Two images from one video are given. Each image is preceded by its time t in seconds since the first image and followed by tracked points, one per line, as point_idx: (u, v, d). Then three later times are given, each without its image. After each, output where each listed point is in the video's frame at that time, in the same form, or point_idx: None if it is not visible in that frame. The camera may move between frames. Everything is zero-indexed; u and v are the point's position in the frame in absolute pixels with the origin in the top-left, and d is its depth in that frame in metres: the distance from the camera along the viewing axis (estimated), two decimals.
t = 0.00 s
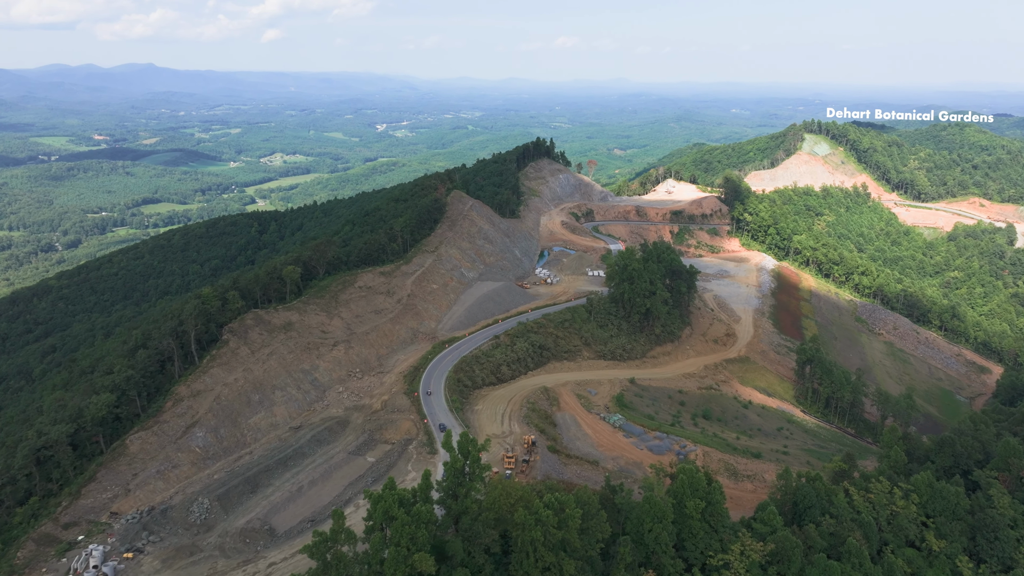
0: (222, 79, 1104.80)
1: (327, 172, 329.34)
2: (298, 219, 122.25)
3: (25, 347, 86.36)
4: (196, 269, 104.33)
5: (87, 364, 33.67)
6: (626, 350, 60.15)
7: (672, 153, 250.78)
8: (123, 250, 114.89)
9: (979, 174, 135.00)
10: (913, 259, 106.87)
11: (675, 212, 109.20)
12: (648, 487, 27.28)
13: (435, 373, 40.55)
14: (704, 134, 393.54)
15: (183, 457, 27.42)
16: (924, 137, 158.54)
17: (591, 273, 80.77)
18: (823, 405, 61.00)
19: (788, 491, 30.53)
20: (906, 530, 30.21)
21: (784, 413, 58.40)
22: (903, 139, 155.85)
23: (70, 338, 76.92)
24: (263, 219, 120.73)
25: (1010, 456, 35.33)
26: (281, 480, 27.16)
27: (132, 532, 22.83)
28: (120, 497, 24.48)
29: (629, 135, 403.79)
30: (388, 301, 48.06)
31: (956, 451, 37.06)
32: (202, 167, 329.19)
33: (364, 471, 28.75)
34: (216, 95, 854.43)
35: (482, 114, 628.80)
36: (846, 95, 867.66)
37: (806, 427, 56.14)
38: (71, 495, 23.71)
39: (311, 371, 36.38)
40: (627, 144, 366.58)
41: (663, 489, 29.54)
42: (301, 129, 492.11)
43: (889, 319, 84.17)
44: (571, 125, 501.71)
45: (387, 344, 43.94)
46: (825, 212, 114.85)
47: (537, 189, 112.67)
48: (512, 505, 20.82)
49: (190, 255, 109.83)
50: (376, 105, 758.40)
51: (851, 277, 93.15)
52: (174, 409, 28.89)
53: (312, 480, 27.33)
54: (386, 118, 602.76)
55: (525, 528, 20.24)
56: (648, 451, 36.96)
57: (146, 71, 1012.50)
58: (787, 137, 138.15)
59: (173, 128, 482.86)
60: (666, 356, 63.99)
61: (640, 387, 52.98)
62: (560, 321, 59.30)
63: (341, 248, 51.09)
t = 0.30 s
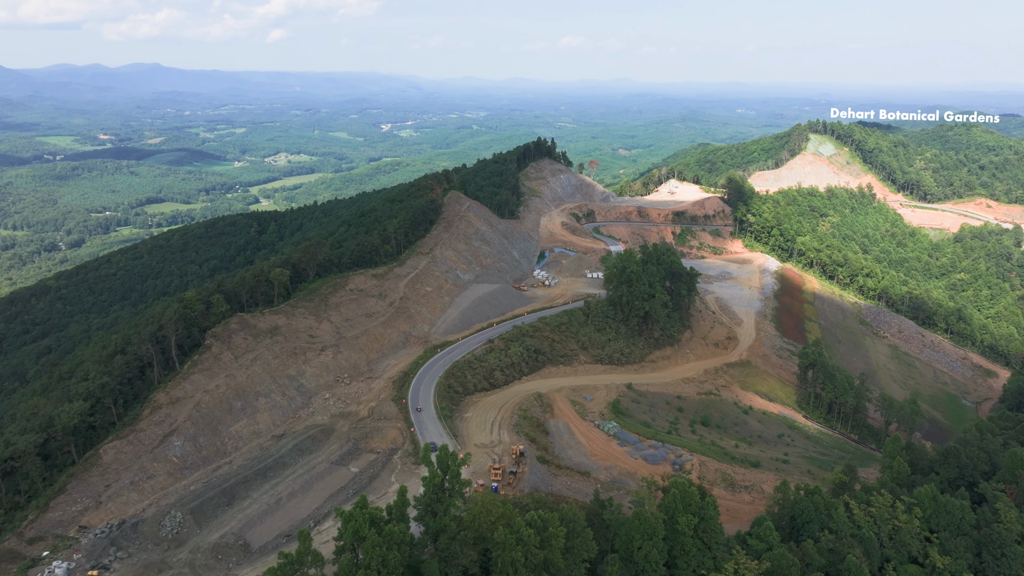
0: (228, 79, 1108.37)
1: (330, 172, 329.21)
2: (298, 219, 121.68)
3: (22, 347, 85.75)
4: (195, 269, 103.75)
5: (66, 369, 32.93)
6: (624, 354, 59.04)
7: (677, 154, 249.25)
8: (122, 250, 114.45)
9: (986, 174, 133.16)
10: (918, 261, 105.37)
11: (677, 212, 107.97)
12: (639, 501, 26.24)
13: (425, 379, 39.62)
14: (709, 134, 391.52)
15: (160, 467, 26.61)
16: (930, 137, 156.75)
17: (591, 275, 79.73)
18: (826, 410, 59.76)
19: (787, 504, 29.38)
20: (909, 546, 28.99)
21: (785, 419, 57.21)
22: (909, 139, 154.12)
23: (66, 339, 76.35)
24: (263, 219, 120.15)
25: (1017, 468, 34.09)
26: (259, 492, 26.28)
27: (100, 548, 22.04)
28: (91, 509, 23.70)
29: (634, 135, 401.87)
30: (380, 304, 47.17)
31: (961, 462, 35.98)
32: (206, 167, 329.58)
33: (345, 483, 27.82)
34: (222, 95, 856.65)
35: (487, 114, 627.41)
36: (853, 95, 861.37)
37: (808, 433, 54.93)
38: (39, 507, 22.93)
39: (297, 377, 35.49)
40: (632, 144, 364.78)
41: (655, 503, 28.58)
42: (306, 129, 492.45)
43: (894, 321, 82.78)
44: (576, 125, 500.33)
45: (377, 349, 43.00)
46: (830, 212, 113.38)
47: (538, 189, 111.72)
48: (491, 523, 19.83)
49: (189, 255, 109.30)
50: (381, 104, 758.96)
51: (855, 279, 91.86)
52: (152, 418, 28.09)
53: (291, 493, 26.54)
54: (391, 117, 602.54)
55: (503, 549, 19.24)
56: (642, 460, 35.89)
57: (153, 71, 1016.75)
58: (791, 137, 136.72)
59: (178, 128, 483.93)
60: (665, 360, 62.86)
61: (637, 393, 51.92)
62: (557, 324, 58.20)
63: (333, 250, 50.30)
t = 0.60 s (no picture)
0: (234, 79, 1112.11)
1: (334, 172, 329.04)
2: (298, 219, 121.13)
3: (19, 347, 85.17)
4: (193, 269, 103.17)
5: (45, 373, 32.18)
6: (622, 358, 57.94)
7: (681, 154, 247.67)
8: (122, 250, 114.04)
9: (994, 175, 131.40)
10: (924, 263, 103.85)
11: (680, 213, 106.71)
12: (630, 515, 25.20)
13: (415, 385, 38.67)
14: (715, 134, 389.21)
15: (134, 478, 25.82)
16: (937, 137, 154.95)
17: (590, 277, 78.69)
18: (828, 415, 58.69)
19: (785, 519, 28.24)
20: (912, 564, 27.83)
21: (787, 425, 56.05)
22: (915, 139, 152.38)
23: (62, 339, 75.75)
24: (262, 219, 119.66)
25: None
26: (236, 506, 25.46)
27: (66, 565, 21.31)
28: (59, 523, 22.94)
29: (639, 135, 399.88)
30: (372, 307, 46.30)
31: (966, 474, 34.77)
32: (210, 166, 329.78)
33: (325, 495, 26.97)
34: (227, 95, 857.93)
35: (492, 114, 625.85)
36: (859, 95, 858.13)
37: (810, 440, 53.74)
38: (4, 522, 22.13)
39: (282, 383, 34.67)
40: (637, 144, 362.75)
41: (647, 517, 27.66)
42: (311, 129, 492.69)
43: (899, 324, 81.43)
44: (580, 125, 498.61)
45: (368, 353, 42.10)
46: (835, 213, 111.86)
47: (538, 189, 110.68)
48: (467, 544, 18.89)
49: (188, 255, 108.81)
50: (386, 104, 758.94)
51: (860, 281, 90.50)
52: (128, 426, 27.34)
53: (269, 505, 25.77)
54: (395, 117, 602.20)
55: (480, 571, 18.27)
56: (636, 470, 34.85)
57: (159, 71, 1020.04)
58: (796, 138, 135.27)
59: (183, 127, 484.66)
60: (664, 364, 61.77)
61: (635, 399, 50.84)
62: (554, 328, 57.15)
63: (324, 251, 49.58)
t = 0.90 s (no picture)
0: (239, 78, 1114.64)
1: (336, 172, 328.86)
2: (297, 219, 120.43)
3: (15, 348, 84.57)
4: (191, 270, 102.55)
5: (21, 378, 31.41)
6: (619, 363, 56.86)
7: (685, 153, 245.92)
8: (120, 250, 113.58)
9: (1001, 175, 129.61)
10: (930, 264, 102.34)
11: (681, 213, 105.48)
12: (619, 532, 24.16)
13: (404, 392, 37.68)
14: (719, 133, 386.83)
15: (107, 489, 24.99)
16: (943, 137, 153.10)
17: (589, 279, 77.61)
18: (830, 420, 57.49)
19: (781, 535, 27.14)
20: None
21: (787, 431, 54.89)
22: (921, 139, 150.59)
23: (56, 341, 74.99)
24: (261, 219, 119.04)
25: None
26: (210, 520, 24.63)
27: None
28: (24, 538, 22.20)
29: (643, 134, 397.91)
30: (363, 310, 45.42)
31: (971, 486, 33.64)
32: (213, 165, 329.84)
33: (304, 508, 26.10)
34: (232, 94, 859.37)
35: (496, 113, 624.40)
36: (864, 95, 852.86)
37: (811, 447, 52.56)
38: None
39: (266, 390, 33.82)
40: (641, 143, 360.78)
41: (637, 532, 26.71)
42: (315, 128, 492.61)
43: (903, 327, 80.04)
44: (584, 124, 496.81)
45: (357, 358, 41.20)
46: (839, 214, 110.38)
47: (539, 190, 109.59)
48: (441, 567, 17.93)
49: (186, 255, 108.26)
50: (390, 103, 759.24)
51: (865, 282, 89.12)
52: (102, 436, 26.56)
53: (244, 519, 25.01)
54: (399, 116, 601.75)
55: None
56: (629, 480, 33.84)
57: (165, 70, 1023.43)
58: (800, 137, 133.75)
59: (187, 126, 485.11)
60: (662, 369, 60.66)
61: (631, 405, 49.79)
62: (550, 332, 56.08)
63: (315, 254, 48.81)
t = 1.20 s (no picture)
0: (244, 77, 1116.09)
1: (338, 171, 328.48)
2: (295, 220, 119.71)
3: (10, 349, 83.96)
4: (188, 270, 101.95)
5: None
6: (616, 367, 55.81)
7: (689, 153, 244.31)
8: (118, 249, 113.06)
9: (1007, 176, 127.92)
10: (934, 266, 100.89)
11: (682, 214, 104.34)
12: (605, 550, 23.10)
13: (391, 399, 36.76)
14: (723, 133, 384.74)
15: (75, 503, 24.23)
16: (948, 137, 151.35)
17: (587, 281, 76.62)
18: (831, 426, 56.27)
19: (777, 553, 25.99)
20: None
21: (787, 437, 53.72)
22: (926, 139, 148.92)
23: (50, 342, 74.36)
24: (259, 219, 118.42)
25: None
26: (180, 537, 23.79)
27: None
28: None
29: (647, 134, 395.97)
30: (352, 314, 44.53)
31: (975, 500, 32.49)
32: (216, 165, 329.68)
33: (280, 522, 25.18)
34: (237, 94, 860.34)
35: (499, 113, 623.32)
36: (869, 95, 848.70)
37: (812, 454, 51.38)
38: None
39: (248, 397, 32.92)
40: (646, 143, 358.80)
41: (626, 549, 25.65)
42: (318, 128, 492.33)
43: (907, 330, 78.71)
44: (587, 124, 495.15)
45: (345, 363, 40.27)
46: (843, 215, 108.97)
47: (539, 190, 108.53)
48: None
49: (183, 255, 107.67)
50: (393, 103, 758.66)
51: (868, 284, 87.81)
52: (73, 447, 25.78)
53: (217, 534, 24.18)
54: (402, 116, 601.22)
55: None
56: (621, 492, 32.80)
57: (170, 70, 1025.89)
58: (804, 137, 132.30)
59: (191, 126, 485.26)
60: (660, 374, 59.58)
61: (626, 412, 48.76)
62: (544, 336, 55.06)
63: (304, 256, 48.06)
